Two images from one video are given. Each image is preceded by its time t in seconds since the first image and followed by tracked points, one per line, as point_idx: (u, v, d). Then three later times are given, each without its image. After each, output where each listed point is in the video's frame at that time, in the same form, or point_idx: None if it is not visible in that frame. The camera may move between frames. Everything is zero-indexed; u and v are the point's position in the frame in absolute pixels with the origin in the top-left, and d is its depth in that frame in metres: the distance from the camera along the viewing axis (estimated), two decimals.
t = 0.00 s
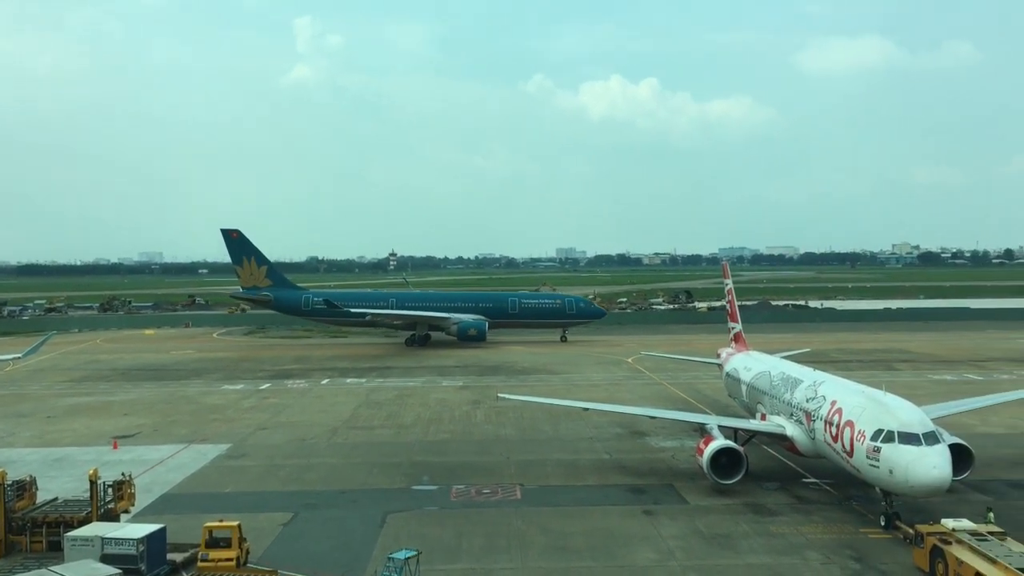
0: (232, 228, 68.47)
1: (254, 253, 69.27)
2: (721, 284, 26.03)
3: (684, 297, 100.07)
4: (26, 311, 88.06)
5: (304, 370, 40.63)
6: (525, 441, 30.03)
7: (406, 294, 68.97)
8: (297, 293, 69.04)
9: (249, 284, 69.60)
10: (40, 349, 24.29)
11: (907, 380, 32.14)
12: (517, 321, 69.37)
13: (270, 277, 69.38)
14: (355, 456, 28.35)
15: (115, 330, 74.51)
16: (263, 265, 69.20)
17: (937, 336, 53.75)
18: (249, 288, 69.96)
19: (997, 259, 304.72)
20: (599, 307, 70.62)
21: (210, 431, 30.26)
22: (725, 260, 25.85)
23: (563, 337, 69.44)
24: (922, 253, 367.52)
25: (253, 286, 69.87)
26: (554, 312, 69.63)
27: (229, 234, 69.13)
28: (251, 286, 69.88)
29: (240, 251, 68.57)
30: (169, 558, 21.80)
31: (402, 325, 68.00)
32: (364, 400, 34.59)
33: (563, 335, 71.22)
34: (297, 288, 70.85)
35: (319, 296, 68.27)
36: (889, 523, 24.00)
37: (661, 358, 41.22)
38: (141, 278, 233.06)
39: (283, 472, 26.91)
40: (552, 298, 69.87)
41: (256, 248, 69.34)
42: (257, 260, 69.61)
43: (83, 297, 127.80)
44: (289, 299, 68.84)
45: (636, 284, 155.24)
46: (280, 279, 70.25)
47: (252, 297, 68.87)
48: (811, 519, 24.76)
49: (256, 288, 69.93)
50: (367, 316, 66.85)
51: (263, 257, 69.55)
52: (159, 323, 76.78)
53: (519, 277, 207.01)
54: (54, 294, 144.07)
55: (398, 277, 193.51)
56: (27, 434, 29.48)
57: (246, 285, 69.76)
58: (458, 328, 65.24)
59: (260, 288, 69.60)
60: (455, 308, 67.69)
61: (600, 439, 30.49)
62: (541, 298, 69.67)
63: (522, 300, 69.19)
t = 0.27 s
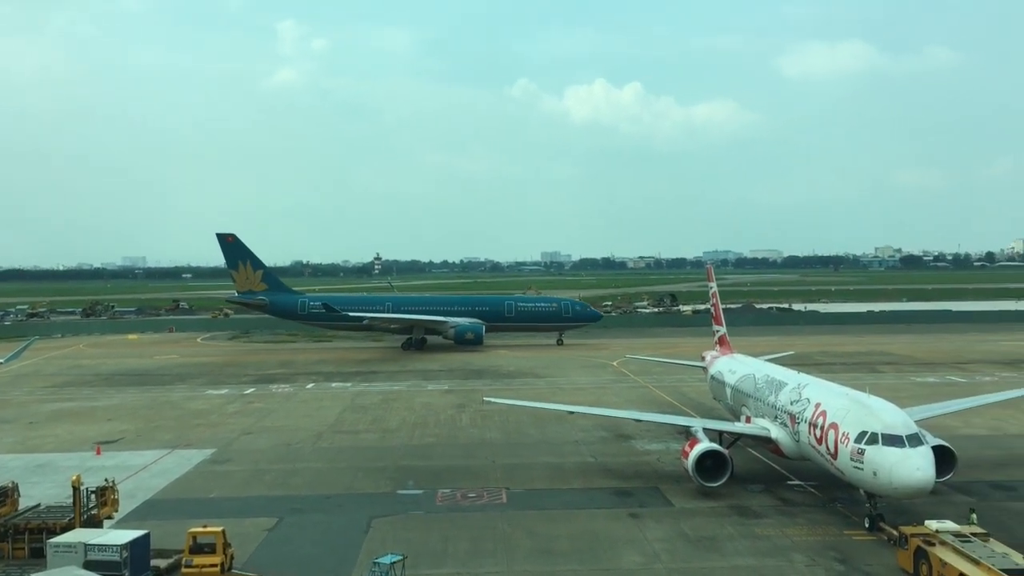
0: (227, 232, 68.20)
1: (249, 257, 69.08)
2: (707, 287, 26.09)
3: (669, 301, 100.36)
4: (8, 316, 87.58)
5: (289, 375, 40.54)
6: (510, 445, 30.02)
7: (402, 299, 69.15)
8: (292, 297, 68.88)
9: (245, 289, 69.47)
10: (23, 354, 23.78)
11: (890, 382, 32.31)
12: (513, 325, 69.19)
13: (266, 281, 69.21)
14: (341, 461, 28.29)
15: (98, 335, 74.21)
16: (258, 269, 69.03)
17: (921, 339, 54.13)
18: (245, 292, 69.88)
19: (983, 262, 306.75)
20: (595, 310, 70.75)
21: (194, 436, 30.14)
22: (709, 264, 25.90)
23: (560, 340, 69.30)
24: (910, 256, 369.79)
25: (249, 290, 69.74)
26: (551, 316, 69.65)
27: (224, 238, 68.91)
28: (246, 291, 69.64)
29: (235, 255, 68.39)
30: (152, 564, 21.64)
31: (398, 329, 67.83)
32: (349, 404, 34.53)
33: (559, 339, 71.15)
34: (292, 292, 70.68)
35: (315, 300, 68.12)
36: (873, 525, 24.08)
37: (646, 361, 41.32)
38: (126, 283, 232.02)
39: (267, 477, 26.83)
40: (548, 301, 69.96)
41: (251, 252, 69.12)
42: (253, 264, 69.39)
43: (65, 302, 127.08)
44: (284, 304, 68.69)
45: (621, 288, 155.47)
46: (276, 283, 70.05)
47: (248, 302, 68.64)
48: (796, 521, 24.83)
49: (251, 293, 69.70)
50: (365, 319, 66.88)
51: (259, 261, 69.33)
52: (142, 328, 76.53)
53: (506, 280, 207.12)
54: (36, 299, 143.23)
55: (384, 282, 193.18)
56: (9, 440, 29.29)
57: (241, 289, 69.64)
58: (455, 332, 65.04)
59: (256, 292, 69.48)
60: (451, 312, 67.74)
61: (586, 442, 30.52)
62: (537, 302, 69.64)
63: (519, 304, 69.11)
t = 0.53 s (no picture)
0: (213, 232, 67.63)
1: (235, 257, 68.53)
2: (683, 289, 26.17)
3: (644, 303, 100.80)
4: None
5: (264, 377, 40.29)
6: (486, 447, 29.99)
7: (389, 300, 69.08)
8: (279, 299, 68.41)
9: (231, 290, 68.86)
10: None
11: (863, 384, 32.61)
12: (500, 326, 69.06)
13: (252, 282, 68.67)
14: (316, 463, 28.15)
15: (69, 336, 73.46)
16: (245, 270, 68.49)
17: (893, 341, 54.70)
18: (230, 293, 69.28)
19: (960, 263, 310.36)
20: (582, 312, 70.87)
21: (167, 439, 29.89)
22: (685, 266, 25.99)
23: (547, 342, 69.26)
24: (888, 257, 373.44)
25: (234, 292, 69.12)
26: (538, 317, 69.66)
27: (210, 238, 68.32)
28: (232, 292, 69.07)
29: (221, 255, 67.79)
30: (124, 568, 21.36)
31: (385, 330, 67.61)
32: (325, 406, 34.36)
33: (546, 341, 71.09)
34: (278, 293, 70.22)
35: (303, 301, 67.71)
36: (846, 525, 24.25)
37: (621, 363, 41.45)
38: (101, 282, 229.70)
39: (242, 480, 26.64)
40: (535, 303, 70.00)
41: (237, 253, 68.61)
42: (238, 264, 68.85)
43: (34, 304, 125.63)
44: (271, 305, 68.20)
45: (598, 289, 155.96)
46: (262, 284, 69.55)
47: (234, 303, 68.09)
48: (771, 522, 24.98)
49: (237, 294, 69.14)
50: (353, 320, 66.68)
51: (245, 262, 68.82)
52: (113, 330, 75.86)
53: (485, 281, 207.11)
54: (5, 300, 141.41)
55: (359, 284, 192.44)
56: None
57: (227, 290, 69.03)
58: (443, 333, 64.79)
59: (242, 293, 68.89)
60: (439, 313, 67.71)
61: (562, 444, 30.54)
62: (525, 304, 69.72)
63: (506, 305, 69.10)
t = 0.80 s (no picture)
0: (192, 227, 67.14)
1: (215, 253, 68.05)
2: (651, 287, 26.31)
3: (614, 302, 101.35)
4: None
5: (232, 373, 40.04)
6: (455, 444, 29.99)
7: (369, 296, 68.31)
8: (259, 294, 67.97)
9: (210, 285, 68.38)
10: None
11: (828, 383, 32.99)
12: (482, 323, 69.18)
13: (231, 278, 68.20)
14: (284, 460, 28.01)
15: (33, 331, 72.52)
16: (224, 266, 68.03)
17: (859, 341, 55.41)
18: (210, 289, 68.79)
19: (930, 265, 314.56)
20: (563, 309, 71.04)
21: (132, 436, 29.61)
22: (655, 265, 26.11)
23: (528, 339, 69.44)
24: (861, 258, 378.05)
25: (214, 287, 68.65)
26: (519, 314, 69.76)
27: (189, 234, 67.79)
28: (211, 287, 68.60)
29: (201, 251, 67.28)
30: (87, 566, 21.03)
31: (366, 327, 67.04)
32: (293, 403, 34.20)
33: (527, 338, 71.24)
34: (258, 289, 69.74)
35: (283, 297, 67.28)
36: (811, 523, 24.49)
37: (590, 361, 41.62)
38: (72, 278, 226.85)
39: (208, 477, 26.45)
40: (516, 300, 70.05)
41: (217, 248, 68.13)
42: (218, 260, 68.39)
43: None
44: (251, 301, 67.76)
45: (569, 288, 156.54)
46: (241, 280, 69.10)
47: (213, 299, 67.64)
48: (736, 520, 25.19)
49: (217, 290, 68.67)
50: (334, 317, 66.26)
51: (224, 257, 68.36)
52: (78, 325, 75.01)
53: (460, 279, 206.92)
54: None
55: (332, 281, 191.72)
56: None
57: (206, 286, 68.53)
58: (425, 330, 64.45)
59: (221, 289, 68.42)
60: (421, 310, 67.35)
61: (530, 441, 30.60)
62: (506, 301, 69.77)
63: (487, 302, 69.14)
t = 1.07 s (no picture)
0: (171, 223, 66.51)
1: (194, 249, 67.52)
2: (622, 287, 26.38)
3: (584, 301, 101.75)
4: None
5: (199, 371, 39.69)
6: (424, 443, 29.91)
7: (350, 293, 67.83)
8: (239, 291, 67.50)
9: (189, 282, 67.86)
10: None
11: (795, 383, 33.28)
12: (463, 321, 69.04)
13: (211, 274, 67.70)
14: (252, 458, 27.79)
15: None
16: (204, 262, 67.53)
17: (826, 341, 56.01)
18: (189, 285, 68.26)
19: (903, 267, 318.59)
20: (544, 308, 71.08)
21: (96, 434, 29.24)
22: (625, 264, 26.18)
23: (509, 338, 69.33)
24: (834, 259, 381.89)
25: (193, 284, 68.13)
26: (500, 313, 69.69)
27: (168, 230, 67.21)
28: (191, 284, 68.04)
29: (180, 247, 66.75)
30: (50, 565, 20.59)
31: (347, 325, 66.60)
32: (261, 401, 33.95)
33: (508, 337, 71.20)
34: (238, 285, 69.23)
35: (264, 294, 66.79)
36: (777, 522, 24.67)
37: (560, 360, 41.69)
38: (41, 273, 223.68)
39: (174, 475, 26.18)
40: (498, 298, 69.94)
41: (196, 245, 67.57)
42: (197, 256, 67.83)
43: None
44: (230, 298, 67.28)
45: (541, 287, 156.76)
46: (221, 277, 68.57)
47: (192, 295, 67.11)
48: (704, 518, 25.32)
49: (196, 286, 68.14)
50: (316, 314, 65.88)
51: (204, 254, 67.80)
52: (44, 322, 74.00)
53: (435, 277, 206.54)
54: None
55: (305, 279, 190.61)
56: None
57: (185, 282, 68.01)
58: (407, 328, 64.18)
59: (201, 285, 67.90)
60: (402, 308, 67.01)
61: (500, 440, 30.59)
62: (488, 299, 69.66)
63: (468, 300, 69.00)
